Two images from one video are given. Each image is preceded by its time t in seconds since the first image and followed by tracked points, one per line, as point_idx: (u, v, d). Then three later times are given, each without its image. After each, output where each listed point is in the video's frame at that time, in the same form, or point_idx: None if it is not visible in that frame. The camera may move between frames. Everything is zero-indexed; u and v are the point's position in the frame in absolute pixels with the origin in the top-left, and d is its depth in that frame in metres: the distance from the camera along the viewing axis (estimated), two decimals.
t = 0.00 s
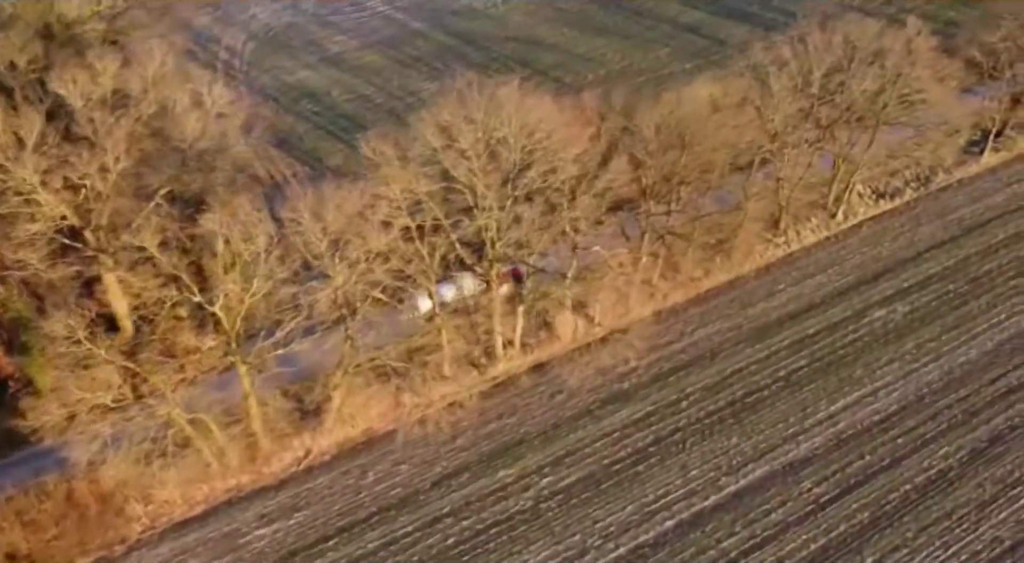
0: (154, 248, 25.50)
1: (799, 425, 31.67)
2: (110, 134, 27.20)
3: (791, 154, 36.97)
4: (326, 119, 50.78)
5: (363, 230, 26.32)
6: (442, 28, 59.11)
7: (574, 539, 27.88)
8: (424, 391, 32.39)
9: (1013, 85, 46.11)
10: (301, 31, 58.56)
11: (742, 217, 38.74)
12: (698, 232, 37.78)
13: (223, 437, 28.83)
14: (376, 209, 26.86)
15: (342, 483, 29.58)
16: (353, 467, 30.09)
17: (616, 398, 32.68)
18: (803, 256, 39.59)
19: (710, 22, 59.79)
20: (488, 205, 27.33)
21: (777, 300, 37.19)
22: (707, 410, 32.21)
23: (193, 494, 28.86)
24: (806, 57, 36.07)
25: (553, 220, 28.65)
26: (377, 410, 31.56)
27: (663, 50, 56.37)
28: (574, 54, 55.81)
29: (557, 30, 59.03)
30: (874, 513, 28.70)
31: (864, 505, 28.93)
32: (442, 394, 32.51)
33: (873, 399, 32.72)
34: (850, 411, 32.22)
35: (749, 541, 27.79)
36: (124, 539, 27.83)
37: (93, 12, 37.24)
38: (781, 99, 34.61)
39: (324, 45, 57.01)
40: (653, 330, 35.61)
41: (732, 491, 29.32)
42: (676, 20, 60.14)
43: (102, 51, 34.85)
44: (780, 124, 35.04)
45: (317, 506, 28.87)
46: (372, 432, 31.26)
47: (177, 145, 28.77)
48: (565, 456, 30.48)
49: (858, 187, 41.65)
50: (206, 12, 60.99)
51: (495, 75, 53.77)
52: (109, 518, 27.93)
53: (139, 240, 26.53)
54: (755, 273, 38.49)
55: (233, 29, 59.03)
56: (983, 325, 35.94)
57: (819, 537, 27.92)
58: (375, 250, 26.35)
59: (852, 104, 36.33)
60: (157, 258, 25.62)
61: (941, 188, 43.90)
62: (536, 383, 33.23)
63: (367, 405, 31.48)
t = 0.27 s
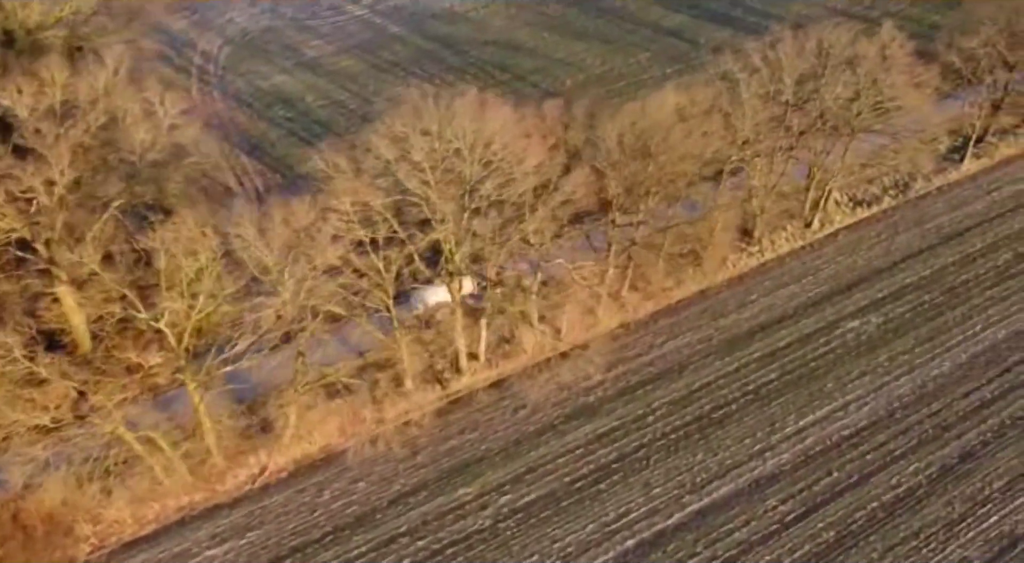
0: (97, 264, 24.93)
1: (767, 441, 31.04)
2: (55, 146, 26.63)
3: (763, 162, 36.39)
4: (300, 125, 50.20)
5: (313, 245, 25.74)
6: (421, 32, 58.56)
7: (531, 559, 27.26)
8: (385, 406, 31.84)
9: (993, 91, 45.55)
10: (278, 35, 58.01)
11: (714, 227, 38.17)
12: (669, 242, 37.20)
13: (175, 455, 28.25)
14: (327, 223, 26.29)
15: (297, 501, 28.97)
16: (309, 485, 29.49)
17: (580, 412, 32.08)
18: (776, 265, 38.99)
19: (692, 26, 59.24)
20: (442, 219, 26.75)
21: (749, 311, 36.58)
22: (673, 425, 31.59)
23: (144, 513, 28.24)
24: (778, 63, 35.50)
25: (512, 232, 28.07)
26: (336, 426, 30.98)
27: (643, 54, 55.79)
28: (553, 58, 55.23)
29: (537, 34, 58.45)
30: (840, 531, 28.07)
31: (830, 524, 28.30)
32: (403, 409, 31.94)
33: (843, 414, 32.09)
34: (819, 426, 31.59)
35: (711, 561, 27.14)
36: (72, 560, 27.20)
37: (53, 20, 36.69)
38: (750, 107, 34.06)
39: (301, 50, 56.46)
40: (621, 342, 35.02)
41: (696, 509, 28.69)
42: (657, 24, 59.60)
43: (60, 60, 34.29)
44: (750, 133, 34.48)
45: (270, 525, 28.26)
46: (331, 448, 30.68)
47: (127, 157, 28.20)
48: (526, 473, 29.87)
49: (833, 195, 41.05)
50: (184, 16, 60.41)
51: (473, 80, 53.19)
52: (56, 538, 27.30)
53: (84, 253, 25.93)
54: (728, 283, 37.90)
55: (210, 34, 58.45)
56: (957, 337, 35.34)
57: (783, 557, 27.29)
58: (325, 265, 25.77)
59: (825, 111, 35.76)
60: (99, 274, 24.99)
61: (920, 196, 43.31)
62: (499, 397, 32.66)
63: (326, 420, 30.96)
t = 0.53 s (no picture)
0: (36, 280, 24.29)
1: (731, 458, 30.42)
2: None
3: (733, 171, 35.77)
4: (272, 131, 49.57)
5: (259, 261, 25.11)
6: (398, 37, 57.96)
7: None
8: (343, 422, 31.18)
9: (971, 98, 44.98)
10: (253, 40, 57.40)
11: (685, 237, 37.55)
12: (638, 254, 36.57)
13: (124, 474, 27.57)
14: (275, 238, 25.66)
15: (249, 521, 28.33)
16: (262, 504, 28.84)
17: (543, 428, 31.45)
18: (748, 276, 38.34)
19: (672, 31, 58.67)
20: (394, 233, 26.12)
21: (718, 323, 35.95)
22: (637, 441, 30.96)
23: (91, 533, 27.60)
24: (747, 70, 34.90)
25: (467, 246, 27.44)
26: (292, 442, 30.34)
27: (622, 59, 55.17)
28: (531, 64, 54.63)
29: (515, 39, 57.83)
30: (802, 552, 27.46)
31: (793, 544, 27.69)
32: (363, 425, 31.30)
33: (810, 430, 31.46)
34: (786, 443, 30.97)
35: None
36: None
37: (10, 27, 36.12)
38: (718, 115, 33.46)
39: (276, 55, 55.85)
40: (587, 355, 34.38)
41: (656, 529, 28.07)
42: (638, 29, 59.03)
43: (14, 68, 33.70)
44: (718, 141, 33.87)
45: (221, 545, 27.62)
46: (286, 465, 30.04)
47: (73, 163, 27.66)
48: (484, 491, 29.24)
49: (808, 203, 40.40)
50: (158, 22, 59.75)
51: (449, 86, 52.55)
52: None
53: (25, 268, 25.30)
54: (699, 294, 37.28)
55: (184, 39, 57.78)
56: (929, 350, 34.74)
57: None
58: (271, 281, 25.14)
59: (795, 119, 35.16)
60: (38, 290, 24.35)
61: (897, 205, 42.68)
62: (461, 412, 32.01)
63: (281, 437, 30.33)
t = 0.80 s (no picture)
0: None
1: (694, 476, 29.79)
2: None
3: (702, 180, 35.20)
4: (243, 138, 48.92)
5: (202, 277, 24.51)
6: (375, 41, 57.38)
7: None
8: (298, 439, 30.62)
9: (949, 105, 44.44)
10: (228, 44, 56.80)
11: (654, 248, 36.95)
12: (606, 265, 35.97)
13: (70, 495, 27.02)
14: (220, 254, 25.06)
15: (198, 541, 27.72)
16: (213, 523, 28.24)
17: (503, 445, 30.84)
18: (719, 287, 37.75)
19: (652, 36, 58.11)
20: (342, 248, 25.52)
21: (687, 335, 35.32)
22: (598, 458, 30.33)
23: (36, 555, 26.98)
24: (715, 79, 34.34)
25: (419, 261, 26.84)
26: (246, 459, 29.76)
27: (600, 64, 54.60)
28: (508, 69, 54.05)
29: (494, 44, 57.26)
30: None
31: None
32: (319, 441, 30.71)
33: (776, 446, 30.84)
34: (750, 460, 30.35)
35: None
36: None
37: None
38: (684, 125, 32.91)
39: (250, 59, 55.25)
40: (551, 369, 33.80)
41: (614, 550, 27.45)
42: (617, 33, 58.47)
43: None
44: (684, 151, 33.30)
45: None
46: (239, 483, 29.44)
47: (18, 181, 29.77)
48: (440, 510, 28.63)
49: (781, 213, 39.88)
50: (133, 26, 59.13)
51: (424, 92, 51.97)
52: None
53: None
54: (668, 306, 36.67)
55: (159, 43, 57.15)
56: (901, 363, 34.13)
57: None
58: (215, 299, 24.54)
59: (764, 128, 34.58)
60: None
61: (873, 213, 42.08)
62: (420, 428, 31.42)
63: (234, 455, 29.76)
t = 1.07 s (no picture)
0: None
1: (656, 494, 29.15)
2: None
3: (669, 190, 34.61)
4: (214, 145, 48.24)
5: (141, 295, 23.90)
6: (351, 46, 56.82)
7: None
8: (253, 455, 29.98)
9: (925, 113, 43.88)
10: (203, 50, 56.23)
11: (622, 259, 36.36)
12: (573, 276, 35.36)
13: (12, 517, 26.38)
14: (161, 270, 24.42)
15: None
16: (161, 544, 27.62)
17: (461, 462, 30.23)
18: (689, 298, 37.12)
19: (631, 41, 57.60)
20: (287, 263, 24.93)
21: (654, 348, 34.68)
22: (558, 476, 29.70)
23: None
24: (681, 87, 33.77)
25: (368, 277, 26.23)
26: (198, 478, 29.15)
27: (578, 70, 54.02)
28: (485, 75, 53.50)
29: (472, 49, 56.68)
30: None
31: None
32: (274, 459, 30.09)
33: (740, 464, 30.20)
34: (713, 478, 29.71)
35: None
36: None
37: None
38: (648, 135, 32.34)
39: (224, 65, 54.66)
40: (514, 384, 33.17)
41: None
42: (596, 38, 57.94)
43: None
44: (649, 161, 32.72)
45: None
46: (190, 502, 28.83)
47: None
48: (394, 530, 28.01)
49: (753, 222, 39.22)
50: (107, 31, 58.48)
51: (399, 97, 51.40)
52: None
53: None
54: (636, 318, 36.08)
55: (132, 49, 56.52)
56: (871, 377, 33.51)
57: None
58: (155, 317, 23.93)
59: (730, 137, 34.03)
60: None
61: (848, 222, 41.49)
62: (378, 445, 30.81)
63: (186, 473, 29.13)
